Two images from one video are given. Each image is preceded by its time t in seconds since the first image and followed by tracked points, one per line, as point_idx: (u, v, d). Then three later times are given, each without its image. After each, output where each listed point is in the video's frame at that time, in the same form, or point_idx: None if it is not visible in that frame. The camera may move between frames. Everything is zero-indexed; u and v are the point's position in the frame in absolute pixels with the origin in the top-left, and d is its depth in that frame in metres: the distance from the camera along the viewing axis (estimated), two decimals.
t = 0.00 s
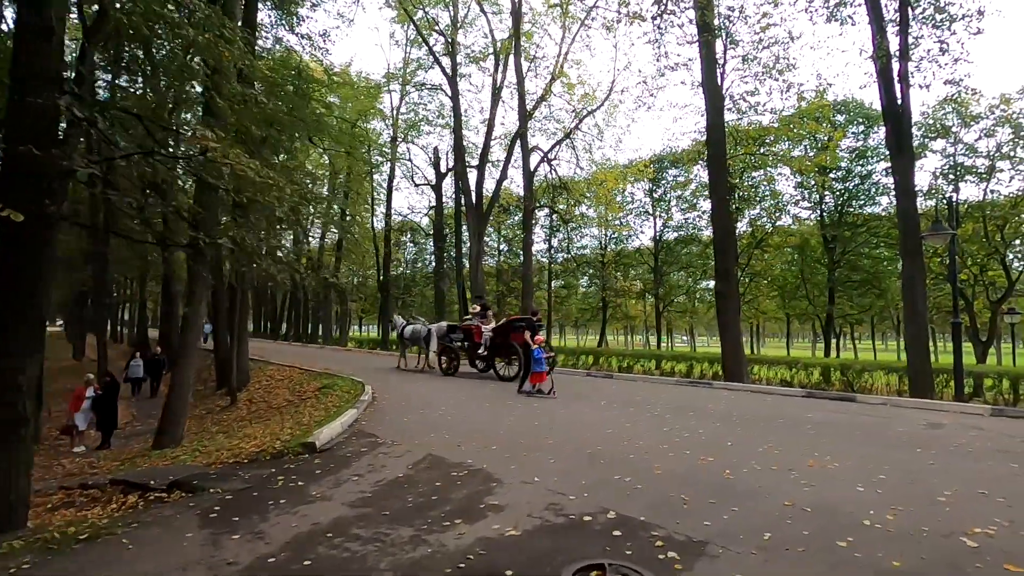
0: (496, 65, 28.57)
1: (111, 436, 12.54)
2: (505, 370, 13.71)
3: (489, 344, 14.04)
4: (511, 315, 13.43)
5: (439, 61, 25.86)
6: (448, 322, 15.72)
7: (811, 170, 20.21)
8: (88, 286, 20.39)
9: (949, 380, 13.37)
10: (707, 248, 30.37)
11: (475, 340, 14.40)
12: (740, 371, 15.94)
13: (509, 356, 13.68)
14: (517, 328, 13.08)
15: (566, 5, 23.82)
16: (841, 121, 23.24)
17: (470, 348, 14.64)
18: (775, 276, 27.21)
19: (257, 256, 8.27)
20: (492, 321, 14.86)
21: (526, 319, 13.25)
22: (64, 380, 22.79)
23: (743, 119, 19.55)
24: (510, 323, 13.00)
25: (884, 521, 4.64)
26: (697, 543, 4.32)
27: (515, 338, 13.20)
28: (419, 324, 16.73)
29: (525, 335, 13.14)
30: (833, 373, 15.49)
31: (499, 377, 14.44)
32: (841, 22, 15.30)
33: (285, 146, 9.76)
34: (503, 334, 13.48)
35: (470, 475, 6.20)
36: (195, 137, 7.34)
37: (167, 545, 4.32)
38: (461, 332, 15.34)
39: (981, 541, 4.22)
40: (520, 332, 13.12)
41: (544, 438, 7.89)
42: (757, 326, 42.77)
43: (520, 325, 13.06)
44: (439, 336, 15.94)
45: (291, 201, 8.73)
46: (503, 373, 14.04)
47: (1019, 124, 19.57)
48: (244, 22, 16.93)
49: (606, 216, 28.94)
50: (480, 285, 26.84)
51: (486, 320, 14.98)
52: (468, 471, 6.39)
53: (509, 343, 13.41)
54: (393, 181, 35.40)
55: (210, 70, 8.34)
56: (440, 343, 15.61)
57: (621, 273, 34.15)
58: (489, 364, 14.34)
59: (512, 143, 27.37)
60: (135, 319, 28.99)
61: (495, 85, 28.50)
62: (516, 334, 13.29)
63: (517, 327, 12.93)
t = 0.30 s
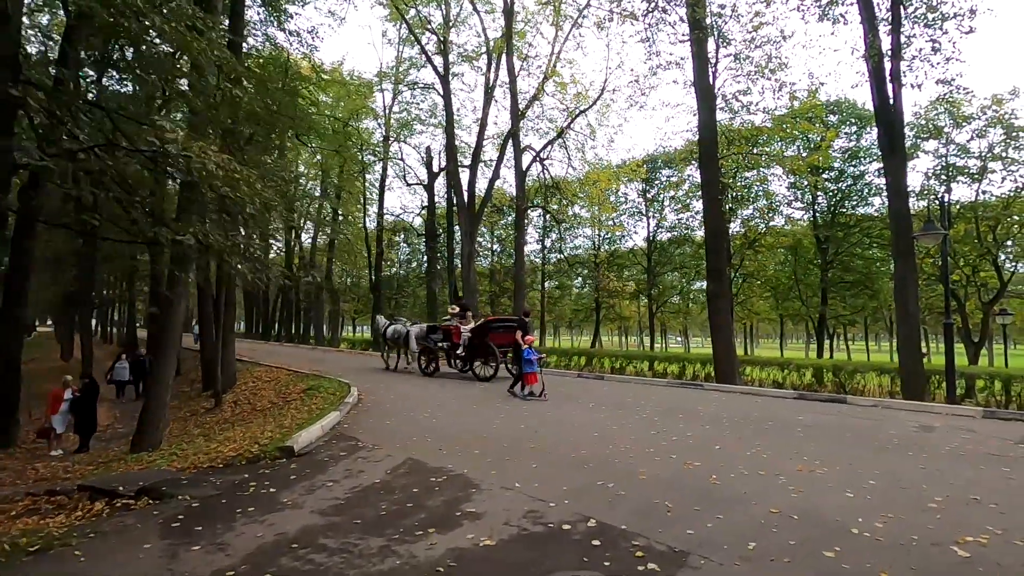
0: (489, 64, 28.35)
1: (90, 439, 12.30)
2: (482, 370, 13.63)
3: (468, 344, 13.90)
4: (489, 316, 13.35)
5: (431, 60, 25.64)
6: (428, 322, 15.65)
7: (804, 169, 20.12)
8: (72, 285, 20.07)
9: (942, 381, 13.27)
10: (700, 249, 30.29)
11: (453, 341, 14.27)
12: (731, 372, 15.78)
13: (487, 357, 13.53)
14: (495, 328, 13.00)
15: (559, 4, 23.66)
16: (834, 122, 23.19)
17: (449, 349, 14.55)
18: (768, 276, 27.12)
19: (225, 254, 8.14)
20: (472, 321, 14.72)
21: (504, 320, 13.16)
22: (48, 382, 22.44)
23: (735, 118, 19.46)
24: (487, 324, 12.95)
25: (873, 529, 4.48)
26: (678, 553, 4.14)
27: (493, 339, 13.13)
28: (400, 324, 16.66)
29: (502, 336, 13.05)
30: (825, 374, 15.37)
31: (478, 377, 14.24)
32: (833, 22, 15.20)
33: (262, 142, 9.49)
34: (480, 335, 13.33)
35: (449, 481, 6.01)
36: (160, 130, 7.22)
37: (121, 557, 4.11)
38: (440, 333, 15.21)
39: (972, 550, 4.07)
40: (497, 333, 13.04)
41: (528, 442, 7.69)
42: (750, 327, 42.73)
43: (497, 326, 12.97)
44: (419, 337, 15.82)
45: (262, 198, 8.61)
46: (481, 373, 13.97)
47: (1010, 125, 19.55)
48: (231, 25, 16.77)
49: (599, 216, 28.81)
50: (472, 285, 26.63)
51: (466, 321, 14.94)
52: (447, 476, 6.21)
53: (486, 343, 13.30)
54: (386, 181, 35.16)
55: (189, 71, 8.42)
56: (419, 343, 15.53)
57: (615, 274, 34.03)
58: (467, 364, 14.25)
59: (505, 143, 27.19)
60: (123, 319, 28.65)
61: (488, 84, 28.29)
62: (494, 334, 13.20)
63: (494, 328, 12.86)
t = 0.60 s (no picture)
0: (482, 64, 28.10)
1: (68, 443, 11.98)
2: (460, 371, 13.63)
3: (447, 344, 13.89)
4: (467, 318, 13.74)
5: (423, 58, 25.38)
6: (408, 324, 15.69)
7: (798, 170, 19.97)
8: (55, 284, 19.67)
9: (935, 384, 13.13)
10: (694, 250, 30.15)
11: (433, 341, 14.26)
12: (724, 374, 15.59)
13: (466, 357, 13.53)
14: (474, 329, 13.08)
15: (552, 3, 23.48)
16: (828, 123, 23.09)
17: (429, 349, 14.51)
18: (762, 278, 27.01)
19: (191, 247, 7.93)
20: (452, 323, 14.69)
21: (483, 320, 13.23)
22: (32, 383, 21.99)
23: (729, 118, 19.29)
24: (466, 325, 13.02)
25: (869, 541, 4.26)
26: (663, 566, 3.92)
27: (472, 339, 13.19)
28: (382, 324, 16.65)
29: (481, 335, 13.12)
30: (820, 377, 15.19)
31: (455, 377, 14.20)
32: (828, 21, 15.03)
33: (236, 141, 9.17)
34: (459, 335, 13.36)
35: (428, 487, 5.77)
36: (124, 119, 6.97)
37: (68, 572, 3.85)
38: (420, 333, 15.22)
39: (973, 564, 3.86)
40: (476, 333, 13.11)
41: (513, 446, 7.46)
42: (744, 329, 42.66)
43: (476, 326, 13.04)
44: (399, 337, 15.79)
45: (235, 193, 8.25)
46: (457, 374, 14.00)
47: (1004, 126, 19.49)
48: (218, 29, 16.39)
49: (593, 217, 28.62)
50: (465, 287, 26.35)
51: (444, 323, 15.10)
52: (426, 483, 5.96)
53: (465, 343, 13.52)
54: (378, 180, 34.88)
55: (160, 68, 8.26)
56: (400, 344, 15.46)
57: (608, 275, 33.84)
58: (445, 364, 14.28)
59: (498, 143, 26.96)
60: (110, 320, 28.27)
61: (481, 84, 28.05)
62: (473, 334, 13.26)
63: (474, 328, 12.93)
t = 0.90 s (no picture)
0: (472, 64, 27.89)
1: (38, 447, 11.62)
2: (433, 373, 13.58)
3: (422, 346, 13.84)
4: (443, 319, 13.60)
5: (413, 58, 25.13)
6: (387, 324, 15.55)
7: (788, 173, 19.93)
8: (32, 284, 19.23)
9: (924, 389, 13.07)
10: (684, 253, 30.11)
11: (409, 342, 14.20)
12: (712, 378, 15.47)
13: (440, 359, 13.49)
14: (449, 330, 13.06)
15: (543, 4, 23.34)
16: (818, 127, 23.11)
17: (405, 351, 14.43)
18: (752, 282, 26.99)
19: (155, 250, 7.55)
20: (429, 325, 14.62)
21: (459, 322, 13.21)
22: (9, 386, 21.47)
23: (719, 120, 19.21)
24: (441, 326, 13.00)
25: (856, 557, 4.07)
26: None
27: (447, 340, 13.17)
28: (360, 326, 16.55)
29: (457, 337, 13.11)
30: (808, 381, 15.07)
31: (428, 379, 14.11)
32: (817, 24, 14.98)
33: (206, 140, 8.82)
34: (434, 336, 13.32)
35: (401, 498, 5.54)
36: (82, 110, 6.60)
37: None
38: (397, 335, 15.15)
39: None
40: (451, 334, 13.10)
41: (493, 454, 7.25)
42: (733, 332, 42.73)
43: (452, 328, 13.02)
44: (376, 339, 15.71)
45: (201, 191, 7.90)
46: (431, 375, 13.93)
47: (991, 131, 19.56)
48: (202, 30, 15.99)
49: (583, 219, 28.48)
50: (454, 289, 26.10)
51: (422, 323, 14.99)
52: (400, 493, 5.73)
53: (439, 345, 13.48)
54: (368, 181, 34.58)
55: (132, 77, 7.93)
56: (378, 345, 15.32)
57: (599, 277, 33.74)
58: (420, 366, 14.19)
59: (487, 144, 26.79)
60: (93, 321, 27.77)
61: (471, 85, 27.83)
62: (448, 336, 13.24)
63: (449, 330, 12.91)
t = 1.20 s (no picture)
0: (465, 62, 27.63)
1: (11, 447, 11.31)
2: (410, 371, 13.60)
3: (400, 344, 13.84)
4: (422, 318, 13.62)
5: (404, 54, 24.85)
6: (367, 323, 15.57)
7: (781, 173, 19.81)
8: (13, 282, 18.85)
9: (915, 390, 12.95)
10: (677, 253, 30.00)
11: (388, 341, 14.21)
12: (703, 378, 15.34)
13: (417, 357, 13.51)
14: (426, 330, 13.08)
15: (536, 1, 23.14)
16: (811, 127, 23.04)
17: (383, 349, 14.41)
18: (745, 282, 26.91)
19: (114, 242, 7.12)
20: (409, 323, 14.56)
21: (437, 322, 13.22)
22: None
23: (712, 119, 19.06)
24: (419, 325, 13.03)
25: (846, 566, 3.88)
26: None
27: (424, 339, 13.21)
28: (343, 324, 16.50)
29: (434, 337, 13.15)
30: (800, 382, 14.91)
31: (406, 378, 14.11)
32: (811, 22, 14.83)
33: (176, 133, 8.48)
34: (412, 335, 13.33)
35: (376, 502, 5.33)
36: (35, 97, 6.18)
37: None
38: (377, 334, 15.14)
39: None
40: (428, 334, 13.13)
41: (475, 456, 7.04)
42: (725, 333, 42.70)
43: (429, 327, 13.04)
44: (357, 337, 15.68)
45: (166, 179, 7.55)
46: (409, 373, 13.94)
47: (983, 132, 19.53)
48: (187, 23, 15.62)
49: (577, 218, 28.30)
50: (445, 288, 25.85)
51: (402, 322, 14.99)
52: (375, 497, 5.52)
53: (417, 344, 13.50)
54: (360, 178, 34.28)
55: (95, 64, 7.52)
56: (357, 343, 15.32)
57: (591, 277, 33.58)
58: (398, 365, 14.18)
59: (479, 142, 26.57)
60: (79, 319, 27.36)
61: (463, 83, 27.58)
62: (426, 335, 13.26)
63: (426, 329, 12.94)
